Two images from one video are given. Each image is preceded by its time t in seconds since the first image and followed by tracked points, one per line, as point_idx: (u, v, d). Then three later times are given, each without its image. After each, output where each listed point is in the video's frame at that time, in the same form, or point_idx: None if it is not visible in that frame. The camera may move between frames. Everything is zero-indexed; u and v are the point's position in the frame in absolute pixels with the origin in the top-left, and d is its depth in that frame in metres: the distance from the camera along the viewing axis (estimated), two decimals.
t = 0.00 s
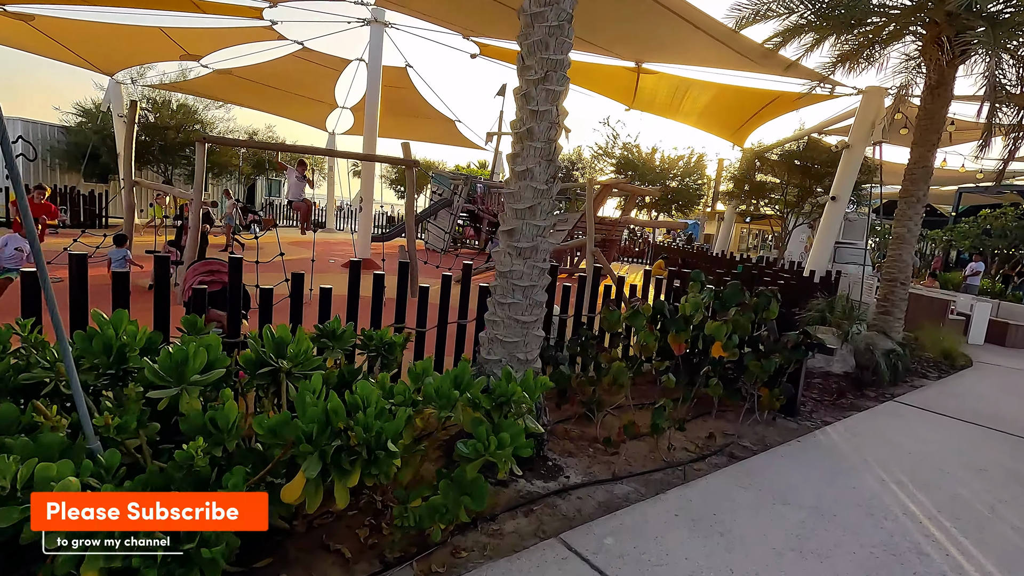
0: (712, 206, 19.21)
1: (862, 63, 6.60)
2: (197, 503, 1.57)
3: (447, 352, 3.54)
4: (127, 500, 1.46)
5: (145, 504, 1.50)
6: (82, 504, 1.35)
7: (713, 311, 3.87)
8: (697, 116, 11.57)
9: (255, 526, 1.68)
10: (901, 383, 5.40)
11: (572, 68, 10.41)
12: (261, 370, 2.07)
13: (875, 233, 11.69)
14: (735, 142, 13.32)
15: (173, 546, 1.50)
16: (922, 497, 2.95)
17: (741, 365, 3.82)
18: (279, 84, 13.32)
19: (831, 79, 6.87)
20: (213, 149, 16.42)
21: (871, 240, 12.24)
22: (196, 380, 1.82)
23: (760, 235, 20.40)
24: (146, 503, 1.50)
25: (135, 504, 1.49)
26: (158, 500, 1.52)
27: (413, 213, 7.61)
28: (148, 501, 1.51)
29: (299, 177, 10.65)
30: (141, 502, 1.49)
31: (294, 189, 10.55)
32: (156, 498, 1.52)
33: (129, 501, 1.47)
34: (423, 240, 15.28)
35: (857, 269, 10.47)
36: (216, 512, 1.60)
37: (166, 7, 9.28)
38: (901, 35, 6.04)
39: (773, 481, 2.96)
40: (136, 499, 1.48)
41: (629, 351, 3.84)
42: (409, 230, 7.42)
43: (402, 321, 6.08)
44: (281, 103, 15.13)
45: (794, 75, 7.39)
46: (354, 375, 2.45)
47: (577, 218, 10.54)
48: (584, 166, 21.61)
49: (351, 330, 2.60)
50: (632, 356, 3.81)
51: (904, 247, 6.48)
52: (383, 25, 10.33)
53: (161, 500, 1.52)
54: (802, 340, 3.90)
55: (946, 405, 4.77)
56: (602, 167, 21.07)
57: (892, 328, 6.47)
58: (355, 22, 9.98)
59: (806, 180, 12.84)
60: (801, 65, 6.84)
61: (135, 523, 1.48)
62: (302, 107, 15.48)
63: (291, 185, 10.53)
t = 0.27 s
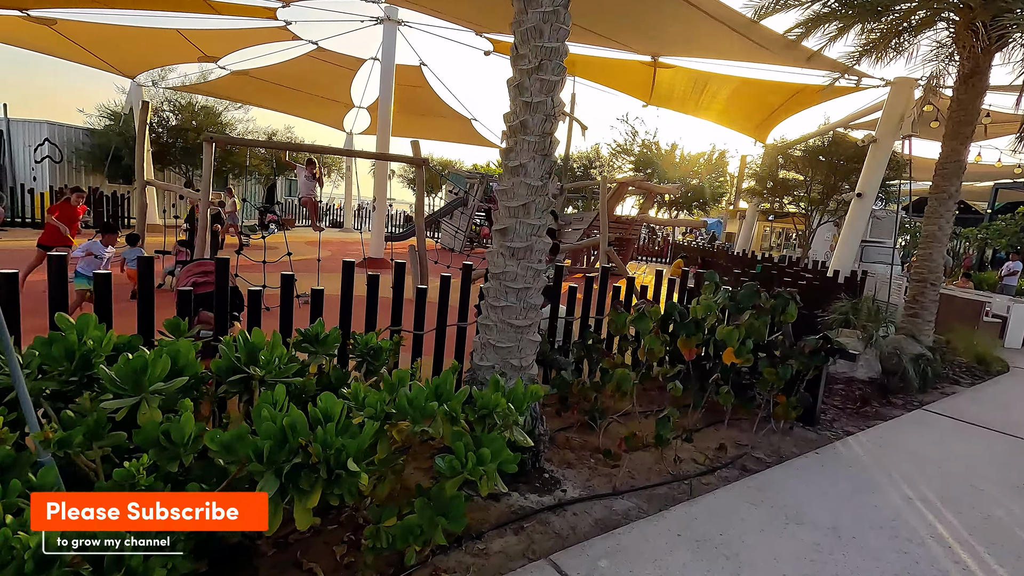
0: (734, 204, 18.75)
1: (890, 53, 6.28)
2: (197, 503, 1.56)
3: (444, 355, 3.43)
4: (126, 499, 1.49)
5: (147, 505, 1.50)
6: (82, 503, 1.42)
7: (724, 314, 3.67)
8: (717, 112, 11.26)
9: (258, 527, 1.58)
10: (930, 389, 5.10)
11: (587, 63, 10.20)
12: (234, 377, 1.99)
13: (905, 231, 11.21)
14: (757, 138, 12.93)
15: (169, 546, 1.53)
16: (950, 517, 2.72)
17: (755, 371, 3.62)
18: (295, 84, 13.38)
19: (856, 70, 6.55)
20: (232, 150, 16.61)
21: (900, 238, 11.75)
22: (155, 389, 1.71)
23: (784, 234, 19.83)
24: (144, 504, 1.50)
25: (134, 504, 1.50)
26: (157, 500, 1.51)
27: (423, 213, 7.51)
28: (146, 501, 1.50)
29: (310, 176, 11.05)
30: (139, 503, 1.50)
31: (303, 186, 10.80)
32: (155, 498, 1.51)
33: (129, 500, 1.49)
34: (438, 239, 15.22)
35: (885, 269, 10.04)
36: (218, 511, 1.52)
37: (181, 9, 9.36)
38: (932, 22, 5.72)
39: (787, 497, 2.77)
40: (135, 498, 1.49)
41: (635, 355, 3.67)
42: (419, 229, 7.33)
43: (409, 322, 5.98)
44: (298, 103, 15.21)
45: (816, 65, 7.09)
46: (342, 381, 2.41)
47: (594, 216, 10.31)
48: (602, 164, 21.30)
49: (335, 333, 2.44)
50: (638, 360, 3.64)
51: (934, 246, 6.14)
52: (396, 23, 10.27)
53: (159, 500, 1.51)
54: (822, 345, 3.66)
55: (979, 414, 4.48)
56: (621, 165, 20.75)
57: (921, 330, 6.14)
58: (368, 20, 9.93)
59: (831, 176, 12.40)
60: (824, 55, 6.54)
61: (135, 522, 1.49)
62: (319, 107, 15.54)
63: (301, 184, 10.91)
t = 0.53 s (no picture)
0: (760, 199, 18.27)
1: (923, 38, 5.94)
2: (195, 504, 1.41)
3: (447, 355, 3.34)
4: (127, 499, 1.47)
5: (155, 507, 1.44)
6: (83, 504, 1.40)
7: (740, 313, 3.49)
8: (740, 105, 10.92)
9: (260, 530, 1.38)
10: (966, 393, 4.80)
11: (605, 57, 10.00)
12: (211, 380, 1.91)
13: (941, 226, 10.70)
14: (784, 132, 12.53)
15: (170, 546, 1.55)
16: (985, 535, 2.50)
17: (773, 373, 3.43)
18: (315, 85, 13.49)
19: (886, 57, 6.23)
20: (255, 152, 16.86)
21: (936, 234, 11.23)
22: (123, 391, 1.65)
23: (812, 230, 19.23)
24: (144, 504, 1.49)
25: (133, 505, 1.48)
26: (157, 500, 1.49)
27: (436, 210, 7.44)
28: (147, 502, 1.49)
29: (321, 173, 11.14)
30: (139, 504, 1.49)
31: (314, 183, 10.93)
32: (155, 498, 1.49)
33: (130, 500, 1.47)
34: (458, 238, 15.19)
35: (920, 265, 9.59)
36: (217, 512, 1.37)
37: (202, 12, 9.48)
38: (969, 3, 5.39)
39: (805, 511, 2.58)
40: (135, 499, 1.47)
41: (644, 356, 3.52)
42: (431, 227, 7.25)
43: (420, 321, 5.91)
44: (319, 104, 15.34)
45: (843, 53, 6.77)
46: (335, 382, 2.33)
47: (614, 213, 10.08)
48: (625, 160, 21.00)
49: (324, 335, 2.39)
50: (649, 361, 3.48)
51: (972, 241, 5.80)
52: (412, 22, 10.23)
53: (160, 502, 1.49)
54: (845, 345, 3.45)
55: (1020, 421, 4.18)
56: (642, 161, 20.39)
57: (957, 330, 5.82)
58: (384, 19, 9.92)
59: (861, 170, 11.92)
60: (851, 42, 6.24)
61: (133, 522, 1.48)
62: (339, 107, 15.65)
63: (312, 181, 11.08)
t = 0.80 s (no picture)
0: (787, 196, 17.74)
1: (956, 24, 5.62)
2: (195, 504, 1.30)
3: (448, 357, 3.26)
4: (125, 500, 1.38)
5: (147, 505, 1.31)
6: (82, 503, 1.40)
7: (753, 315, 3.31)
8: (765, 99, 10.61)
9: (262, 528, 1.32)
10: (1003, 399, 4.52)
11: (623, 53, 9.80)
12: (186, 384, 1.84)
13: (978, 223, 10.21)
14: (811, 126, 12.13)
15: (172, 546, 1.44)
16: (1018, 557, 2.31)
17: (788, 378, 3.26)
18: (334, 86, 13.56)
19: (916, 46, 5.93)
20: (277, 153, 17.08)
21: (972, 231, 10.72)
22: (92, 395, 1.59)
23: (841, 228, 18.61)
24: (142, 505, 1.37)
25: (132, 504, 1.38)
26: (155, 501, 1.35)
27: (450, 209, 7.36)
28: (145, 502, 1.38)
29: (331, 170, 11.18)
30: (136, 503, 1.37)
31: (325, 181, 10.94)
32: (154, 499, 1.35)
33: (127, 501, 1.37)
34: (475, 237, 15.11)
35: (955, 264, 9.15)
36: (215, 513, 1.28)
37: (221, 16, 9.60)
38: None
39: (820, 527, 2.42)
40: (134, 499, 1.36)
41: (652, 360, 3.38)
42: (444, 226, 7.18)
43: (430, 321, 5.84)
44: (339, 105, 15.44)
45: (871, 41, 6.47)
46: (322, 386, 2.25)
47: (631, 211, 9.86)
48: (646, 157, 20.64)
49: (312, 337, 2.32)
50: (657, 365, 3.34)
51: (1010, 237, 5.48)
52: (427, 20, 10.19)
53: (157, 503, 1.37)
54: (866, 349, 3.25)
55: None
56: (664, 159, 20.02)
57: (993, 331, 5.50)
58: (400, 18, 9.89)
59: (892, 165, 11.46)
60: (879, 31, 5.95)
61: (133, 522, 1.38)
62: (359, 108, 15.74)
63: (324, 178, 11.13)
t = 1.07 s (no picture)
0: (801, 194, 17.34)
1: (978, 13, 5.38)
2: (196, 503, 1.25)
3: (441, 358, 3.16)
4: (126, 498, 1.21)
5: (143, 504, 1.19)
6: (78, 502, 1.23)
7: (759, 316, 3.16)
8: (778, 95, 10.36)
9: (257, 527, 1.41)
10: None
11: (630, 48, 9.62)
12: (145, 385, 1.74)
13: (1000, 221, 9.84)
14: (825, 122, 11.83)
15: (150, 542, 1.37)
16: None
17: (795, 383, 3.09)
18: (341, 85, 13.53)
19: (935, 36, 5.69)
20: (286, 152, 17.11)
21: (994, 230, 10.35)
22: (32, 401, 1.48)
23: (857, 227, 18.15)
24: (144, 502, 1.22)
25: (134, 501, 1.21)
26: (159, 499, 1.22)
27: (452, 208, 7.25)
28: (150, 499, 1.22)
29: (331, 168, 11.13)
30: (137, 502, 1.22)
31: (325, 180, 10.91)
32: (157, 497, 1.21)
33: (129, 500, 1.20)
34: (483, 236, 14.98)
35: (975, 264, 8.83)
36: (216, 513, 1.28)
37: (227, 14, 9.59)
38: None
39: (827, 540, 2.29)
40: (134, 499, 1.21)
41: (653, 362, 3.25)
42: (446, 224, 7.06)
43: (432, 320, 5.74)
44: (347, 104, 15.41)
45: (887, 32, 6.23)
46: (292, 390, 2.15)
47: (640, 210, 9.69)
48: (657, 155, 20.33)
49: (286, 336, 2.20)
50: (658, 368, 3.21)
51: None
52: (433, 17, 10.08)
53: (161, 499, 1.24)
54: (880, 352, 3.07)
55: None
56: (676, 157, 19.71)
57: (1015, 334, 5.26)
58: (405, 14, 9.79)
59: (909, 162, 11.12)
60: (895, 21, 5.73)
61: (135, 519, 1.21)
62: (367, 107, 15.69)
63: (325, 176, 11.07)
